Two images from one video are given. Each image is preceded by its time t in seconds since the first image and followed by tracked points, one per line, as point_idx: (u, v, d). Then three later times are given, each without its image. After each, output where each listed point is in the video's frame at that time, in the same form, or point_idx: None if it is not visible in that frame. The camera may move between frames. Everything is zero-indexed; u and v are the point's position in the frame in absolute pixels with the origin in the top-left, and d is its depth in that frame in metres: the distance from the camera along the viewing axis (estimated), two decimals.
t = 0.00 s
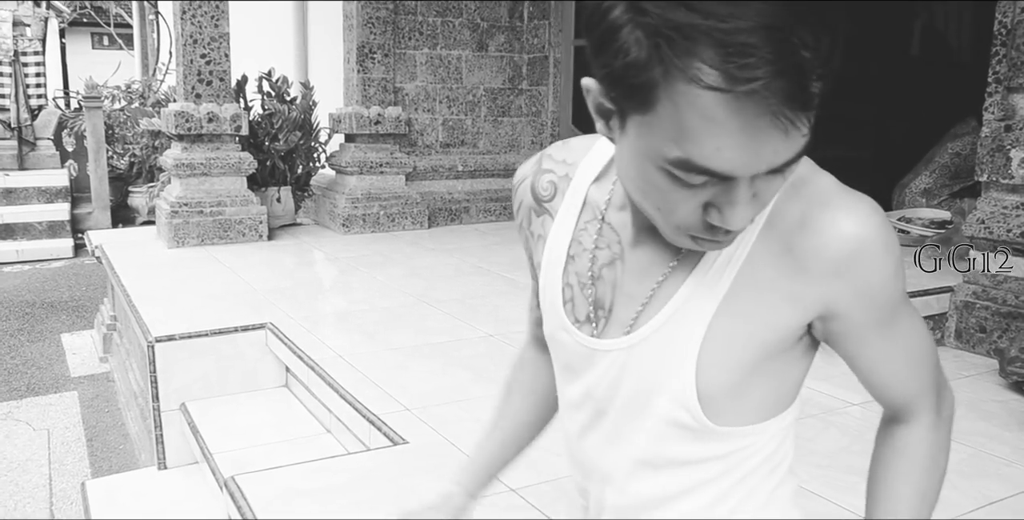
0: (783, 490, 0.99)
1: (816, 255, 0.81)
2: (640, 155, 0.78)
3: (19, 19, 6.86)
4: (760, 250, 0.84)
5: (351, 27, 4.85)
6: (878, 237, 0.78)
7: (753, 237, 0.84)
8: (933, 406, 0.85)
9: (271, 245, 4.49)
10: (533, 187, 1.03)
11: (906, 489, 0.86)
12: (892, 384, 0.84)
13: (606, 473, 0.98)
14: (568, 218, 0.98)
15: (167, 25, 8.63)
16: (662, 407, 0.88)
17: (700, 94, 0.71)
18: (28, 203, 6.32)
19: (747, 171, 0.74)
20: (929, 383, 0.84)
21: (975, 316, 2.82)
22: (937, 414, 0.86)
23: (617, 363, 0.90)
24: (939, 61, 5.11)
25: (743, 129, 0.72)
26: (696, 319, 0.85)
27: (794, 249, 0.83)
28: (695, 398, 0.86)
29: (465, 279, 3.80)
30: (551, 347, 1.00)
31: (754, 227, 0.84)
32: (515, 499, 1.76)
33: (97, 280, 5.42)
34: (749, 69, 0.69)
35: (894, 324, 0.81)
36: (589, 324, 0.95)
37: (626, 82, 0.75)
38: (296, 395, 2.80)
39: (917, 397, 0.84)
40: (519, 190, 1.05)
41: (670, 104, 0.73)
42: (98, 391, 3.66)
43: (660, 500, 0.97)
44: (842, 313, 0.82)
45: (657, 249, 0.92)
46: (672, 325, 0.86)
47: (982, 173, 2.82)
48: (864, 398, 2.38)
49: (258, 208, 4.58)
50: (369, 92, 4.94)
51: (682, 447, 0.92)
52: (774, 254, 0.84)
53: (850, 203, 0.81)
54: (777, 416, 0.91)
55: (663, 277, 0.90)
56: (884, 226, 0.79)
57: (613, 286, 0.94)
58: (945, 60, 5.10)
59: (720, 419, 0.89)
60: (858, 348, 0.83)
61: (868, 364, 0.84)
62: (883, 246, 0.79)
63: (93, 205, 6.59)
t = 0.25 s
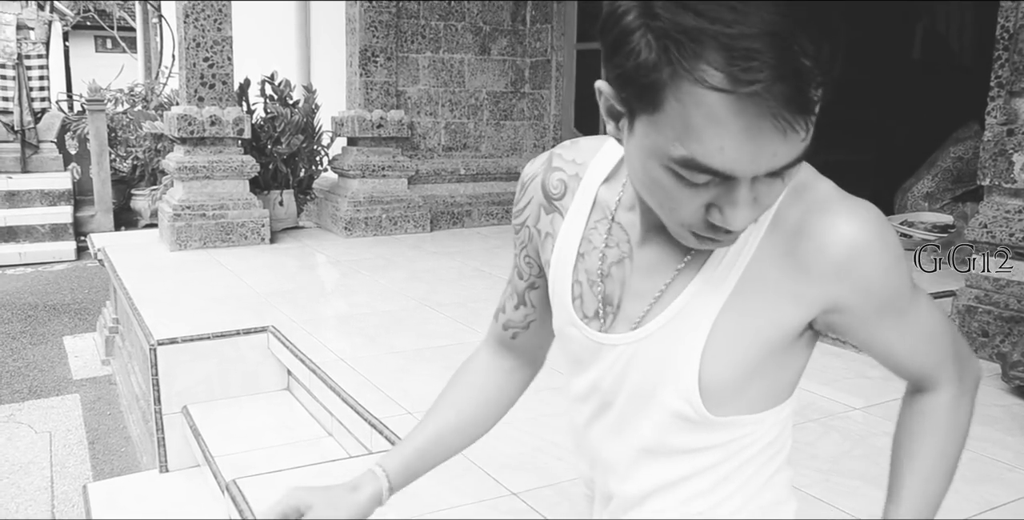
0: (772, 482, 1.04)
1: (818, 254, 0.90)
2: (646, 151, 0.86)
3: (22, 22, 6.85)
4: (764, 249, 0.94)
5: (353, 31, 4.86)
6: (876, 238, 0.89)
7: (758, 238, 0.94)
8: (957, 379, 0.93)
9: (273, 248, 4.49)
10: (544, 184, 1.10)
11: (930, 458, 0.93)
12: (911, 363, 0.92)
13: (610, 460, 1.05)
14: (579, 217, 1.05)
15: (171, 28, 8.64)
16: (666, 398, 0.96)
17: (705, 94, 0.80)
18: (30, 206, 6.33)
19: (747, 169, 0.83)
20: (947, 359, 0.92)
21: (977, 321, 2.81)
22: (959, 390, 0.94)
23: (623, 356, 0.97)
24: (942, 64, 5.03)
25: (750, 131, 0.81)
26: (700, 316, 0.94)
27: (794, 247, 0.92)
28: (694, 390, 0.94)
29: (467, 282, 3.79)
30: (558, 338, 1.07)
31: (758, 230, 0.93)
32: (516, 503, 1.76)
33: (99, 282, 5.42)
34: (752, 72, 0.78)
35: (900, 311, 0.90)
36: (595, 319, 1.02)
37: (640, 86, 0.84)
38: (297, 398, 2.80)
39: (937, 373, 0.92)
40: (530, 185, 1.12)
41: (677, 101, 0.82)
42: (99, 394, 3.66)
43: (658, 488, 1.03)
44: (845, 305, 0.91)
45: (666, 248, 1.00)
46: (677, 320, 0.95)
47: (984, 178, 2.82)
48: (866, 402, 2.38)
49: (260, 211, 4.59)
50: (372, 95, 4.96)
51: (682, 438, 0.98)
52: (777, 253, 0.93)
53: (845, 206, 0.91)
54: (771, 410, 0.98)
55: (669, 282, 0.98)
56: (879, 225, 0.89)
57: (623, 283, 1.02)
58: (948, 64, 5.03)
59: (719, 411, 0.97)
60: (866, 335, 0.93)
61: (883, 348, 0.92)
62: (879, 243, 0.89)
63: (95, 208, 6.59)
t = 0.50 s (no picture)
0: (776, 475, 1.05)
1: (819, 239, 0.92)
2: (653, 138, 0.86)
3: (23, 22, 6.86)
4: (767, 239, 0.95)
5: (353, 31, 4.86)
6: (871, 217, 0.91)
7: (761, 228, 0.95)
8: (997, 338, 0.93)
9: (273, 248, 4.49)
10: (546, 186, 1.10)
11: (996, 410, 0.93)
12: (941, 329, 0.93)
13: (612, 457, 1.04)
14: (582, 215, 1.04)
15: (171, 28, 8.63)
16: (672, 391, 0.96)
17: (710, 76, 0.80)
18: (31, 205, 6.33)
19: (752, 152, 0.83)
20: (982, 318, 0.93)
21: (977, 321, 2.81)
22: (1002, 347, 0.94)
23: (626, 352, 0.97)
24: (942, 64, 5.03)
25: (754, 112, 0.81)
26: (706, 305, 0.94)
27: (796, 234, 0.94)
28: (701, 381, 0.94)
29: (467, 282, 3.79)
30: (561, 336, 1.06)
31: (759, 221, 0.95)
32: (515, 503, 1.76)
33: (99, 282, 5.42)
34: (754, 55, 0.79)
35: (909, 283, 0.92)
36: (597, 316, 1.02)
37: (643, 76, 0.85)
38: (298, 398, 2.80)
39: (971, 335, 0.93)
40: (532, 187, 1.12)
41: (682, 85, 0.82)
42: (99, 394, 3.66)
43: (662, 484, 1.03)
44: (859, 285, 0.93)
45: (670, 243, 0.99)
46: (682, 311, 0.95)
47: (985, 178, 2.82)
48: (867, 402, 2.38)
49: (260, 211, 4.59)
50: (372, 95, 4.96)
51: (688, 431, 0.99)
52: (780, 242, 0.94)
53: (839, 193, 0.94)
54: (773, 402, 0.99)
55: (672, 276, 0.98)
56: (873, 207, 0.92)
57: (625, 280, 1.01)
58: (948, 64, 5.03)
59: (725, 404, 0.97)
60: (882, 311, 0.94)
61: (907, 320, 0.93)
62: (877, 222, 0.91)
63: (96, 207, 6.59)
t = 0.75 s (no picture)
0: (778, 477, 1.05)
1: (815, 227, 0.93)
2: (647, 138, 0.87)
3: (19, 23, 6.86)
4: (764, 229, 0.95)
5: (350, 31, 4.85)
6: (864, 198, 0.93)
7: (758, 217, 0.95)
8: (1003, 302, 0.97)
9: (270, 249, 4.49)
10: (539, 191, 1.10)
11: None
12: (949, 299, 0.96)
13: (616, 462, 1.03)
14: (579, 218, 1.04)
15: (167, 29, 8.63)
16: (679, 388, 0.95)
17: (701, 75, 0.81)
18: (27, 207, 6.32)
19: (747, 147, 0.83)
20: (986, 285, 0.97)
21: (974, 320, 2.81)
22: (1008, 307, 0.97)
23: (629, 353, 0.97)
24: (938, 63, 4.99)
25: (745, 106, 0.81)
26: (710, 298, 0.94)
27: (794, 223, 0.94)
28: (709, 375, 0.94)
29: (464, 282, 3.79)
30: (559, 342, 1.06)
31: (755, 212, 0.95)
32: (513, 503, 1.76)
33: (96, 283, 5.41)
34: (744, 51, 0.79)
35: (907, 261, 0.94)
36: (598, 319, 1.01)
37: (634, 77, 0.85)
38: (295, 399, 2.80)
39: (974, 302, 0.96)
40: (525, 193, 1.11)
41: (674, 84, 0.82)
42: (97, 395, 3.66)
43: (670, 484, 1.01)
44: (864, 267, 0.94)
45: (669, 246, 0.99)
46: (686, 308, 0.94)
47: (982, 177, 2.82)
48: (863, 402, 2.38)
49: (258, 212, 4.59)
50: (369, 96, 4.95)
51: (695, 430, 0.97)
52: (777, 231, 0.95)
53: (830, 181, 0.95)
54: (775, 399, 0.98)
55: (674, 277, 0.97)
56: (865, 189, 0.94)
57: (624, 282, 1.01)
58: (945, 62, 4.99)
59: (732, 400, 0.96)
60: (885, 291, 0.96)
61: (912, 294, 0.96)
62: (871, 204, 0.93)
63: (93, 209, 6.58)
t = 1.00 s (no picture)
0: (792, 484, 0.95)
1: (801, 222, 0.85)
2: (609, 122, 0.79)
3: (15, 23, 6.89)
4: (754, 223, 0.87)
5: (348, 31, 4.86)
6: (853, 192, 0.84)
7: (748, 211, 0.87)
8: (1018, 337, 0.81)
9: (269, 250, 4.49)
10: (543, 195, 1.03)
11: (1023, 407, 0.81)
12: (948, 320, 0.82)
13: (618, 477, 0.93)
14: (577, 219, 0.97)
15: (165, 30, 8.63)
16: (679, 389, 0.86)
17: (656, 58, 0.72)
18: (25, 208, 6.32)
19: (708, 136, 0.74)
20: (1002, 309, 0.81)
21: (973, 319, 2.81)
22: None
23: (630, 355, 0.88)
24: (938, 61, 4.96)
25: (703, 90, 0.73)
26: (704, 294, 0.86)
27: (784, 217, 0.86)
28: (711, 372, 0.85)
29: (462, 283, 3.79)
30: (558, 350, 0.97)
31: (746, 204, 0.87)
32: (513, 505, 1.76)
33: (95, 284, 5.41)
34: (697, 34, 0.70)
35: (896, 266, 0.82)
36: (599, 325, 0.94)
37: (595, 57, 0.76)
38: (293, 400, 2.80)
39: (982, 330, 0.81)
40: (530, 195, 1.04)
41: (632, 69, 0.74)
42: (95, 397, 3.65)
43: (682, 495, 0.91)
44: (849, 269, 0.84)
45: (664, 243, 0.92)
46: (683, 305, 0.86)
47: (979, 176, 2.83)
48: (861, 401, 2.38)
49: (256, 213, 4.58)
50: (366, 96, 4.95)
51: (702, 434, 0.87)
52: (766, 224, 0.87)
53: (823, 174, 0.87)
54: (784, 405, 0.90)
55: (670, 278, 0.90)
56: (855, 184, 0.85)
57: (623, 284, 0.94)
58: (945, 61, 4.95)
59: (739, 401, 0.87)
60: (878, 302, 0.84)
61: (904, 309, 0.83)
62: (862, 199, 0.84)
63: (91, 210, 6.58)
